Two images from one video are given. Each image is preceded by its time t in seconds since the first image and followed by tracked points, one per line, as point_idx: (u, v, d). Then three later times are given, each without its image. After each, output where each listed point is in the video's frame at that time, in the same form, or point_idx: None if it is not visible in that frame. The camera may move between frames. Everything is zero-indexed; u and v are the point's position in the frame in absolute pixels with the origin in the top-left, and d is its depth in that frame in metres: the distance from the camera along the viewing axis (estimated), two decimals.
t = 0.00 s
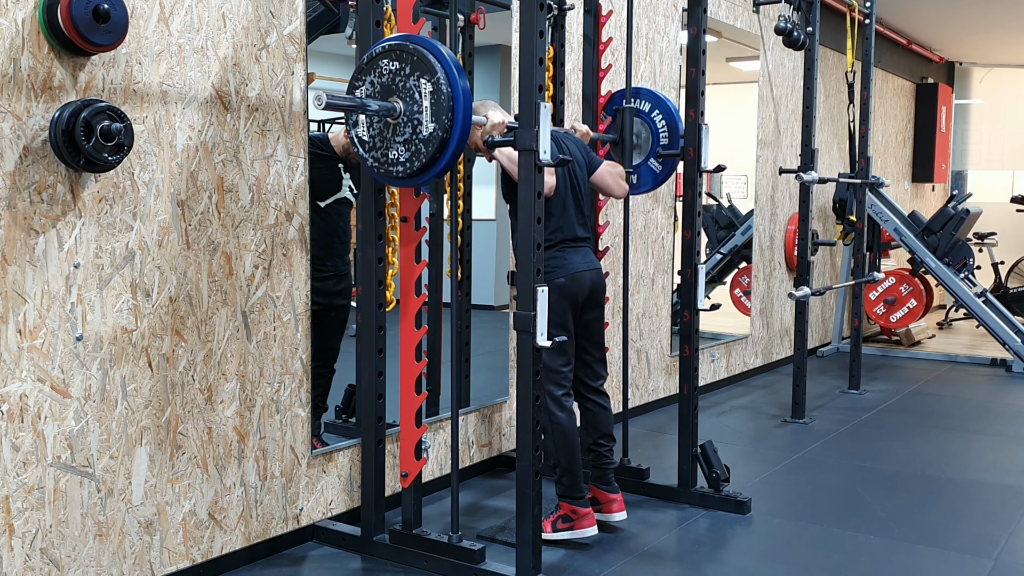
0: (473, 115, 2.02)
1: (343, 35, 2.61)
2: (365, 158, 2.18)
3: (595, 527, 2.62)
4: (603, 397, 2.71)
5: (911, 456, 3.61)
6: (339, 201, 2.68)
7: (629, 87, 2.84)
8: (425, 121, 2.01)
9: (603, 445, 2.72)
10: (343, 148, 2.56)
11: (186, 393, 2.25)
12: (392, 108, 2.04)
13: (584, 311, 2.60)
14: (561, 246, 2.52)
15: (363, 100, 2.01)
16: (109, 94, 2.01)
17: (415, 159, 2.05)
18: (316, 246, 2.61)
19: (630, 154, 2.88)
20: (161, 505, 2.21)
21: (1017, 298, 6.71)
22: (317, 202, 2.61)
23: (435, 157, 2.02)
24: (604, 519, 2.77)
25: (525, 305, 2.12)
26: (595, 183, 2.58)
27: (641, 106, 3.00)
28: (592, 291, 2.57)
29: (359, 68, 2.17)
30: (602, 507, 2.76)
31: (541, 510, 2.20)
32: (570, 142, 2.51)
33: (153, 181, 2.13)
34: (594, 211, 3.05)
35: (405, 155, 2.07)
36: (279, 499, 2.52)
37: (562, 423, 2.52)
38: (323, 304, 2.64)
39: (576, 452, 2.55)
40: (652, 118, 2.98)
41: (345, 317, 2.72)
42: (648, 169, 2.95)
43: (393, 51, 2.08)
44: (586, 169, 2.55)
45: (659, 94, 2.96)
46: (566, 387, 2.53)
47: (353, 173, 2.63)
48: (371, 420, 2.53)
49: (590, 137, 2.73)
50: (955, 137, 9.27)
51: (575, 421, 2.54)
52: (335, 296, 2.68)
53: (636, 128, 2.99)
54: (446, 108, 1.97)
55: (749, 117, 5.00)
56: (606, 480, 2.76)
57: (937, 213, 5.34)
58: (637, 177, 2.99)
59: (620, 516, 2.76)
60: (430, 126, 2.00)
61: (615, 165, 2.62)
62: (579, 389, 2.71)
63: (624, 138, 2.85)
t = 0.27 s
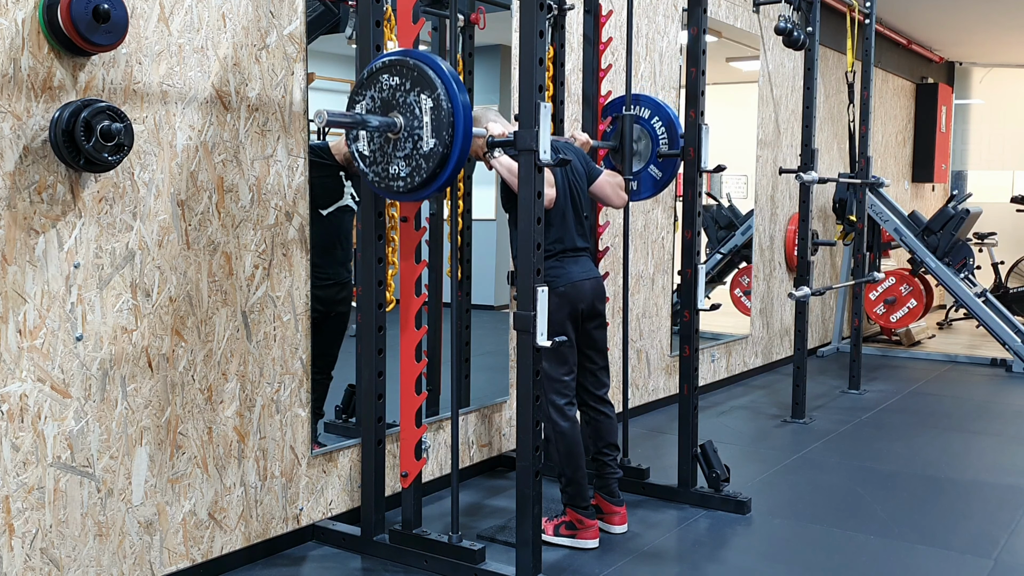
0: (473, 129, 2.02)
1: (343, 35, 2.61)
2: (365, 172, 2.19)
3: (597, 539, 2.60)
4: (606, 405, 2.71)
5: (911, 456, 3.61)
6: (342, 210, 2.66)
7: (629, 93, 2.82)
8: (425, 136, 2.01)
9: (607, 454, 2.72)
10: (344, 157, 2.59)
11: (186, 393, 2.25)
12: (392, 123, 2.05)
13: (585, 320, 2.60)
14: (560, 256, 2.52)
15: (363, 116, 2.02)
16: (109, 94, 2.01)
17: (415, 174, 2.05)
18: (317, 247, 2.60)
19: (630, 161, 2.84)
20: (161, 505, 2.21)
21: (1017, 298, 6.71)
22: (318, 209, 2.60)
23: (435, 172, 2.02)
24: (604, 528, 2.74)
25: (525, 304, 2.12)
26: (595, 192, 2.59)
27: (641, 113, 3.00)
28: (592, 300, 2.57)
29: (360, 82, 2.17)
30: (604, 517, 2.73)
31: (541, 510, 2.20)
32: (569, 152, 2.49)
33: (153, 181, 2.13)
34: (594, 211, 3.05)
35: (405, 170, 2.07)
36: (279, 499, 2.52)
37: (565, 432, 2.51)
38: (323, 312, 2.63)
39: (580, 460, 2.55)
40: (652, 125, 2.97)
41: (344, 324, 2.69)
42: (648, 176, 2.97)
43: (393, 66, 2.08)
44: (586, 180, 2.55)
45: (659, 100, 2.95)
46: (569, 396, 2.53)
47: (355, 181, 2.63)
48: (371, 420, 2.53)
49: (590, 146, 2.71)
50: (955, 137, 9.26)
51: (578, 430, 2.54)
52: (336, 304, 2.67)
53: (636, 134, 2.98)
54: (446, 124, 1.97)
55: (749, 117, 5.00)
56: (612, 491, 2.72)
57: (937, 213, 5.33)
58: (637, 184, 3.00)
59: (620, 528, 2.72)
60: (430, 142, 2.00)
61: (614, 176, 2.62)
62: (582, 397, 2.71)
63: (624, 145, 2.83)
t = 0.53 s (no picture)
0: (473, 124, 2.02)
1: (343, 35, 2.61)
2: (365, 165, 2.18)
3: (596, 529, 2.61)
4: (601, 399, 2.72)
5: (911, 456, 3.61)
6: (342, 204, 2.66)
7: (629, 88, 2.80)
8: (425, 129, 2.01)
9: (603, 447, 2.72)
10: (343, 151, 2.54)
11: (186, 393, 2.25)
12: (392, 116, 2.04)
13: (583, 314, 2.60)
14: (559, 251, 2.52)
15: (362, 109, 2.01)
16: (109, 94, 2.01)
17: (415, 167, 2.05)
18: (317, 244, 2.60)
19: (630, 156, 2.83)
20: (161, 505, 2.21)
21: (1017, 298, 6.71)
22: (319, 204, 2.60)
23: (435, 165, 2.02)
24: (604, 520, 2.74)
25: (525, 304, 2.12)
26: (594, 187, 2.60)
27: (641, 108, 3.00)
28: (589, 295, 2.57)
29: (359, 75, 2.17)
30: (603, 509, 2.73)
31: (541, 510, 2.20)
32: (569, 147, 2.50)
33: (153, 181, 2.13)
34: (593, 211, 3.06)
35: (405, 163, 2.07)
36: (279, 499, 2.52)
37: (562, 426, 2.51)
38: (325, 307, 2.63)
39: (577, 455, 2.55)
40: (652, 121, 2.97)
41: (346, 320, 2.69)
42: (648, 171, 2.96)
43: (393, 59, 2.08)
44: (585, 174, 2.56)
45: (659, 96, 2.95)
46: (566, 390, 2.53)
47: (355, 174, 2.63)
48: (371, 420, 2.53)
49: (589, 140, 2.70)
50: (955, 137, 9.27)
51: (575, 424, 2.54)
52: (338, 299, 2.67)
53: (636, 130, 2.97)
54: (446, 117, 1.97)
55: (749, 117, 5.00)
56: (608, 482, 2.73)
57: (937, 213, 5.33)
58: (637, 179, 2.99)
59: (620, 518, 2.73)
60: (430, 135, 2.00)
61: (613, 171, 2.64)
62: (577, 393, 2.71)
63: (624, 140, 2.81)
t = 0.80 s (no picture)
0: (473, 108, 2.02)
1: (343, 35, 2.61)
2: (365, 150, 2.18)
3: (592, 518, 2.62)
4: (593, 390, 2.72)
5: (911, 456, 3.61)
6: (342, 195, 2.68)
7: (629, 82, 2.81)
8: (425, 113, 2.01)
9: (596, 438, 2.72)
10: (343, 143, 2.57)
11: (186, 393, 2.25)
12: (392, 100, 2.04)
13: (581, 306, 2.61)
14: (559, 243, 2.51)
15: (362, 92, 2.01)
16: (109, 94, 2.01)
17: (415, 151, 2.05)
18: (316, 243, 2.61)
19: (630, 150, 2.85)
20: (161, 505, 2.21)
21: (1017, 298, 6.70)
22: (319, 195, 2.61)
23: (435, 149, 2.02)
24: (603, 511, 2.75)
25: (524, 305, 2.11)
26: (594, 179, 2.60)
27: (641, 101, 2.99)
28: (587, 288, 2.57)
29: (359, 59, 2.17)
30: (599, 500, 2.76)
31: (541, 510, 2.20)
32: (570, 138, 2.51)
33: (153, 181, 2.13)
34: (593, 210, 3.07)
35: (405, 147, 2.07)
36: (279, 499, 2.52)
37: (556, 418, 2.53)
38: (327, 300, 2.66)
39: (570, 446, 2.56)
40: (652, 114, 2.97)
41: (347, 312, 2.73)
42: (649, 164, 2.98)
43: (393, 43, 2.08)
44: (585, 165, 2.56)
45: (659, 89, 2.95)
46: (561, 382, 2.54)
47: (355, 167, 2.64)
48: (371, 420, 2.53)
49: (590, 132, 2.73)
50: (955, 138, 9.26)
51: (568, 416, 2.55)
52: (340, 292, 2.70)
53: (636, 123, 2.99)
54: (446, 100, 1.97)
55: (749, 117, 5.00)
56: (602, 473, 2.76)
57: (937, 213, 5.33)
58: (637, 172, 3.01)
59: (618, 505, 2.75)
60: (430, 119, 2.00)
61: (614, 162, 2.63)
62: (572, 385, 2.71)
63: (624, 134, 2.84)
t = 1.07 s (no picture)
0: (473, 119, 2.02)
1: (343, 35, 2.61)
2: (365, 161, 2.18)
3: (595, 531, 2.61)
4: (599, 399, 2.72)
5: (911, 456, 3.61)
6: (342, 203, 2.68)
7: (629, 90, 2.83)
8: (425, 125, 2.01)
9: (602, 448, 2.71)
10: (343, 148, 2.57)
11: (186, 393, 2.25)
12: (392, 111, 2.04)
13: (580, 316, 2.60)
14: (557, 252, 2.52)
15: (362, 104, 2.01)
16: (109, 94, 2.01)
17: (415, 163, 2.05)
18: (317, 248, 2.61)
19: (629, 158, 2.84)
20: (161, 505, 2.21)
21: (1017, 298, 6.70)
22: (320, 202, 2.61)
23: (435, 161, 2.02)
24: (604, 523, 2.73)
25: (525, 305, 2.12)
26: (591, 190, 2.59)
27: (641, 110, 3.00)
28: (586, 299, 2.57)
29: (359, 71, 2.17)
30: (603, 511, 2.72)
31: (541, 510, 2.20)
32: (568, 149, 2.50)
33: (153, 181, 2.13)
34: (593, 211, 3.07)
35: (405, 159, 2.07)
36: (279, 499, 2.52)
37: (561, 425, 2.52)
38: (327, 307, 2.65)
39: (576, 455, 2.55)
40: (652, 122, 2.97)
41: (348, 320, 2.71)
42: (648, 173, 2.95)
43: (393, 55, 2.08)
44: (583, 176, 2.56)
45: (659, 97, 2.95)
46: (565, 390, 2.54)
47: (356, 173, 2.65)
48: (371, 419, 2.53)
49: (589, 142, 2.72)
50: (955, 137, 9.26)
51: (573, 422, 2.54)
52: (341, 300, 2.69)
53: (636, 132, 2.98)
54: (446, 112, 1.97)
55: (749, 117, 5.00)
56: (608, 485, 2.72)
57: (937, 213, 5.33)
58: (637, 181, 2.99)
59: (620, 520, 2.73)
60: (430, 131, 2.00)
61: (611, 173, 2.62)
62: (575, 392, 2.71)
63: (624, 141, 2.83)
